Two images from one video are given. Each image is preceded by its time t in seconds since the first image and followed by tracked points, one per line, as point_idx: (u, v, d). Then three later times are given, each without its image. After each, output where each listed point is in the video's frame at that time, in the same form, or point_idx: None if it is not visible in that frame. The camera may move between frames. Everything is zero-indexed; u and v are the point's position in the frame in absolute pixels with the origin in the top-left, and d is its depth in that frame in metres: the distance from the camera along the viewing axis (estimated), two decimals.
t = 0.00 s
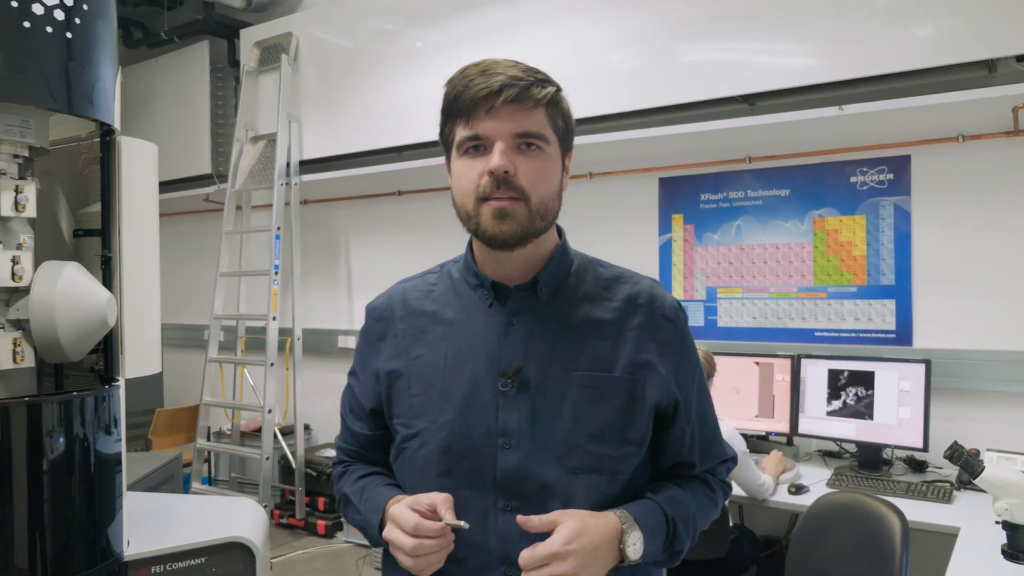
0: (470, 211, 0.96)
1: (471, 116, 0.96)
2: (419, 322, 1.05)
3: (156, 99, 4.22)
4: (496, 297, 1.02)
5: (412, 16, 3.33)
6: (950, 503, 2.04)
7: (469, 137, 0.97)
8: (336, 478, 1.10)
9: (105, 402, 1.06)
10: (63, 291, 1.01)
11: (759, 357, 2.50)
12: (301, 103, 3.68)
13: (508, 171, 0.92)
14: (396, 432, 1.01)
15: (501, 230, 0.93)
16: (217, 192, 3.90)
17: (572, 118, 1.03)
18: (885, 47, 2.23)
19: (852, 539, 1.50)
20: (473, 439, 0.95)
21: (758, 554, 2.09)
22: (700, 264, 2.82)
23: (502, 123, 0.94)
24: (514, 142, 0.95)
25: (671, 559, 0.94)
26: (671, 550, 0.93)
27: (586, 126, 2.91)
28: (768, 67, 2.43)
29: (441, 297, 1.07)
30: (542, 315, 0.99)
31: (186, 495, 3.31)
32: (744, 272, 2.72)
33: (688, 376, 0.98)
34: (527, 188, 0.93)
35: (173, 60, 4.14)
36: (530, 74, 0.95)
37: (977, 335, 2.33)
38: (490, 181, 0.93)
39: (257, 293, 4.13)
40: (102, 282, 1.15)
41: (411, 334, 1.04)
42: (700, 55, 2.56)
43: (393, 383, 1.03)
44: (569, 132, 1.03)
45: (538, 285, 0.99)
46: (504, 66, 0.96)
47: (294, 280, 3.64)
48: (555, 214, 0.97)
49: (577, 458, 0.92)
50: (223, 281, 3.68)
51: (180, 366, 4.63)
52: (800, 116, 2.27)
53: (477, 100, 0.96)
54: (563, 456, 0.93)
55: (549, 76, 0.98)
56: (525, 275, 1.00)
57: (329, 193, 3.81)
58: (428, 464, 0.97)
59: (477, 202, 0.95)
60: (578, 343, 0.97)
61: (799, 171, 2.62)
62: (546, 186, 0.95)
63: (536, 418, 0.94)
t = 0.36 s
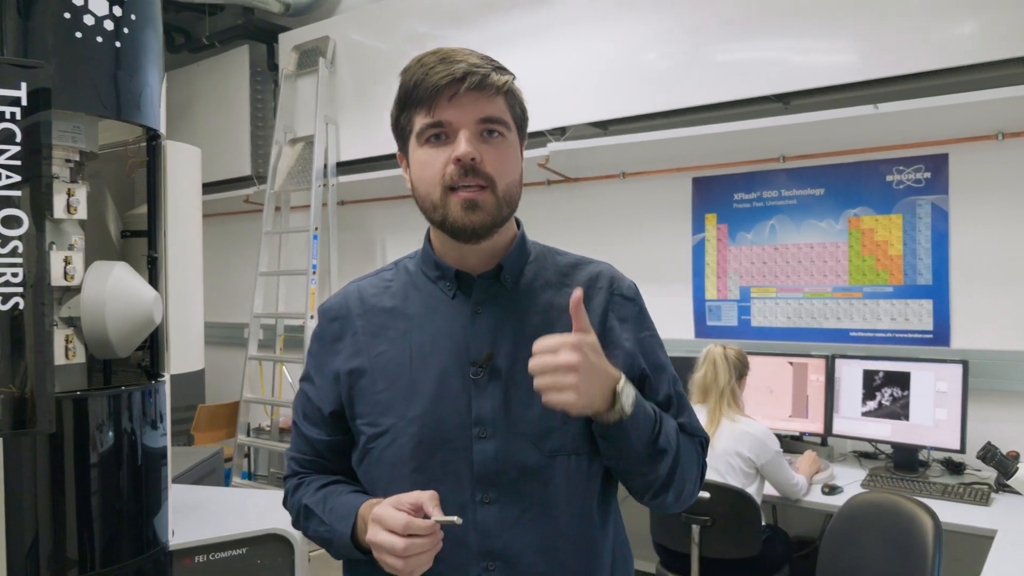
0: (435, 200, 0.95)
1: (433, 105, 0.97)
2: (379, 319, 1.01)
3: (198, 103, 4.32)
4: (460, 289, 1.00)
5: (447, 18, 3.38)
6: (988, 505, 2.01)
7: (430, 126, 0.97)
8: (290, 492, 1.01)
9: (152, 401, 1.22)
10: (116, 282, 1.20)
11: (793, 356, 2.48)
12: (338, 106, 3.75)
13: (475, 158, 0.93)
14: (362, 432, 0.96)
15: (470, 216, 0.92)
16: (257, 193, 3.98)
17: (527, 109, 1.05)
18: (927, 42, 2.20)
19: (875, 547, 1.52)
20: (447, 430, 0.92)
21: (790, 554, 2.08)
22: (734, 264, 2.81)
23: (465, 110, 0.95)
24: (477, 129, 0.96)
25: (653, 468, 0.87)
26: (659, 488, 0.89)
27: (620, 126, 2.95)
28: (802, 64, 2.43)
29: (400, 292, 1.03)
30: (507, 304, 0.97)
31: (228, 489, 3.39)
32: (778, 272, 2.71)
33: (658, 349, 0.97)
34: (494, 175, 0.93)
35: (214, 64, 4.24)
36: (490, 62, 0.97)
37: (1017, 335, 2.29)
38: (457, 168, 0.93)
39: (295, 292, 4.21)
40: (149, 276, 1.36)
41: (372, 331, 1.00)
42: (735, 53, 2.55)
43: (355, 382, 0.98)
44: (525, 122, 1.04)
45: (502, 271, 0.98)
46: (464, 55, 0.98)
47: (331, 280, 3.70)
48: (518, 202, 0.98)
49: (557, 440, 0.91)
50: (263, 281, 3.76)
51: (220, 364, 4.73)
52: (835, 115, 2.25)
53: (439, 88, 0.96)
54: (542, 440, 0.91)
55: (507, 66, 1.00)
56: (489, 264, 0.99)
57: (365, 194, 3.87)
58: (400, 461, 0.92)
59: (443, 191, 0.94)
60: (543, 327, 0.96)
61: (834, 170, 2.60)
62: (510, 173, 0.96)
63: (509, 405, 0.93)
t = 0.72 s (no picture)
0: (406, 214, 0.95)
1: (404, 119, 0.96)
2: (350, 326, 1.00)
3: (238, 106, 4.41)
4: (430, 293, 1.00)
5: (482, 20, 3.41)
6: None
7: (400, 138, 0.97)
8: (263, 507, 0.99)
9: (191, 395, 1.58)
10: (159, 291, 1.47)
11: (827, 356, 2.47)
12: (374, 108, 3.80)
13: (448, 176, 0.93)
14: (336, 442, 0.95)
15: (442, 231, 0.93)
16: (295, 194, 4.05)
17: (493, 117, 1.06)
18: (966, 37, 2.18)
19: (907, 552, 1.51)
20: (422, 432, 0.92)
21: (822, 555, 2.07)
22: (767, 264, 2.80)
23: (438, 127, 0.95)
24: (449, 144, 0.96)
25: (626, 508, 0.93)
26: (628, 494, 0.91)
27: (652, 126, 2.95)
28: (837, 61, 2.42)
29: (369, 299, 1.02)
30: (477, 305, 0.98)
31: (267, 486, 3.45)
32: (813, 271, 2.69)
33: (623, 348, 1.00)
34: (465, 190, 0.95)
35: (254, 68, 4.32)
36: (463, 77, 0.96)
37: None
38: (429, 185, 0.94)
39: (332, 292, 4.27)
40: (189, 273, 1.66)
41: (344, 339, 0.99)
42: (770, 51, 2.55)
43: (327, 392, 0.97)
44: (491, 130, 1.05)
45: (471, 274, 0.98)
46: (436, 66, 0.96)
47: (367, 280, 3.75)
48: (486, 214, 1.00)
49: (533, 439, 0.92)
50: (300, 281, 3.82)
51: (259, 362, 4.82)
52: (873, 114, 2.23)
53: (411, 102, 0.95)
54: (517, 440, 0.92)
55: (478, 77, 0.99)
56: (456, 269, 1.00)
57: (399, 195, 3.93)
58: (376, 468, 0.92)
59: (414, 205, 0.95)
60: (513, 327, 0.97)
61: (869, 169, 2.58)
62: (479, 186, 0.97)
63: (483, 406, 0.94)
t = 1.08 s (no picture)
0: (412, 220, 0.97)
1: (409, 124, 0.97)
2: (355, 332, 1.01)
3: (274, 108, 4.49)
4: (435, 298, 1.01)
5: (514, 21, 3.44)
6: None
7: (407, 144, 0.98)
8: (270, 508, 1.03)
9: (228, 392, 1.64)
10: (195, 292, 1.52)
11: (858, 357, 2.45)
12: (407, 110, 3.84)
13: (454, 183, 0.95)
14: (343, 447, 0.98)
15: (447, 238, 0.95)
16: (330, 195, 4.12)
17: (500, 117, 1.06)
18: (1002, 33, 2.16)
19: (934, 552, 1.51)
20: (429, 440, 0.94)
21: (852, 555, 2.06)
22: (798, 263, 2.78)
23: (444, 132, 0.96)
24: (455, 150, 0.97)
25: (629, 508, 0.97)
26: (630, 495, 0.95)
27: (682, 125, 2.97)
28: (870, 59, 2.40)
29: (373, 303, 1.04)
30: (481, 309, 0.99)
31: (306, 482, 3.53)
32: (845, 271, 2.67)
33: (625, 351, 1.04)
34: (470, 197, 0.96)
35: (290, 71, 4.40)
36: (470, 82, 0.97)
37: None
38: (434, 191, 0.95)
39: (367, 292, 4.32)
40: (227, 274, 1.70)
41: (351, 344, 1.01)
42: (802, 49, 2.54)
43: (334, 397, 0.99)
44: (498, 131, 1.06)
45: (477, 279, 1.00)
46: (443, 71, 0.97)
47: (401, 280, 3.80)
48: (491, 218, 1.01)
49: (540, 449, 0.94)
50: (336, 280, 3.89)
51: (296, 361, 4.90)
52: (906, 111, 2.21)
53: (418, 108, 0.96)
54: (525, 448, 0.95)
55: (485, 80, 1.00)
56: (462, 273, 1.02)
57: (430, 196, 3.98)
58: (384, 474, 0.94)
59: (419, 212, 0.96)
60: (520, 332, 0.99)
61: (901, 167, 2.55)
62: (484, 193, 0.98)
63: (490, 412, 0.96)
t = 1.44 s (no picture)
0: (448, 213, 0.97)
1: (451, 114, 0.96)
2: (389, 329, 1.03)
3: (303, 111, 4.57)
4: (471, 300, 1.02)
5: (539, 23, 3.47)
6: None
7: (447, 134, 0.97)
8: (300, 497, 1.06)
9: (256, 391, 1.68)
10: (224, 290, 1.56)
11: (884, 358, 2.44)
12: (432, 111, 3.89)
13: (491, 176, 0.94)
14: (369, 445, 1.00)
15: (483, 233, 0.94)
16: (357, 196, 4.17)
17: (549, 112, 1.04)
18: None
19: (952, 553, 1.50)
20: (455, 446, 0.96)
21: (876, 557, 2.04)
22: (824, 264, 2.77)
23: (485, 123, 0.95)
24: (496, 143, 0.96)
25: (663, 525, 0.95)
26: (669, 509, 0.92)
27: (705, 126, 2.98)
28: (897, 57, 2.39)
29: (408, 301, 1.06)
30: (518, 317, 1.00)
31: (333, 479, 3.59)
32: (870, 271, 2.66)
33: (666, 367, 1.01)
34: (509, 192, 0.95)
35: (318, 73, 4.46)
36: (515, 72, 0.95)
37: None
38: (471, 184, 0.94)
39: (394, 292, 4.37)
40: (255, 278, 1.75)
41: (383, 341, 1.03)
42: (828, 48, 2.53)
43: (362, 393, 1.02)
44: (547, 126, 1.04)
45: (514, 285, 1.00)
46: (487, 60, 0.96)
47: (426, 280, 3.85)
48: (532, 216, 1.00)
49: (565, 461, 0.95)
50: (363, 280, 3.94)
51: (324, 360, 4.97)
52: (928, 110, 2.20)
53: (459, 97, 0.95)
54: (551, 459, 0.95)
55: (532, 72, 0.99)
56: (501, 274, 1.02)
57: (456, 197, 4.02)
58: (409, 475, 0.97)
59: (456, 204, 0.96)
60: (555, 343, 0.99)
61: (928, 167, 2.53)
62: (525, 188, 0.97)
63: (518, 422, 0.96)
